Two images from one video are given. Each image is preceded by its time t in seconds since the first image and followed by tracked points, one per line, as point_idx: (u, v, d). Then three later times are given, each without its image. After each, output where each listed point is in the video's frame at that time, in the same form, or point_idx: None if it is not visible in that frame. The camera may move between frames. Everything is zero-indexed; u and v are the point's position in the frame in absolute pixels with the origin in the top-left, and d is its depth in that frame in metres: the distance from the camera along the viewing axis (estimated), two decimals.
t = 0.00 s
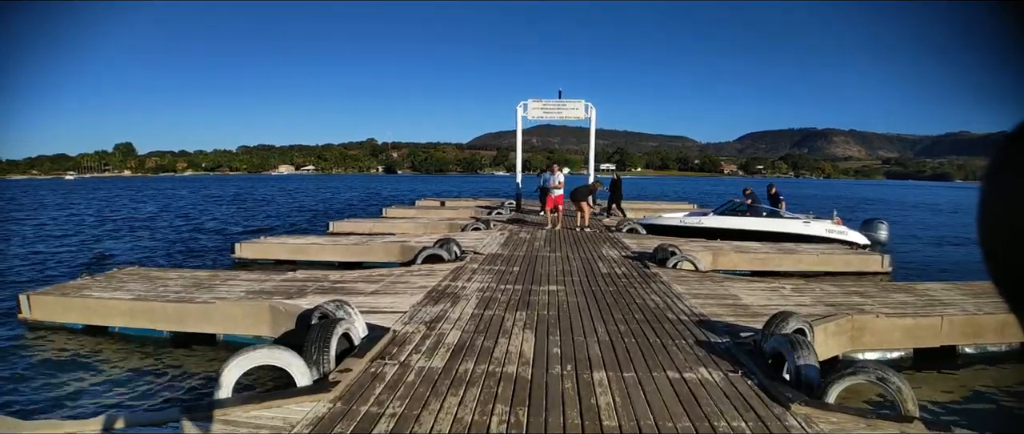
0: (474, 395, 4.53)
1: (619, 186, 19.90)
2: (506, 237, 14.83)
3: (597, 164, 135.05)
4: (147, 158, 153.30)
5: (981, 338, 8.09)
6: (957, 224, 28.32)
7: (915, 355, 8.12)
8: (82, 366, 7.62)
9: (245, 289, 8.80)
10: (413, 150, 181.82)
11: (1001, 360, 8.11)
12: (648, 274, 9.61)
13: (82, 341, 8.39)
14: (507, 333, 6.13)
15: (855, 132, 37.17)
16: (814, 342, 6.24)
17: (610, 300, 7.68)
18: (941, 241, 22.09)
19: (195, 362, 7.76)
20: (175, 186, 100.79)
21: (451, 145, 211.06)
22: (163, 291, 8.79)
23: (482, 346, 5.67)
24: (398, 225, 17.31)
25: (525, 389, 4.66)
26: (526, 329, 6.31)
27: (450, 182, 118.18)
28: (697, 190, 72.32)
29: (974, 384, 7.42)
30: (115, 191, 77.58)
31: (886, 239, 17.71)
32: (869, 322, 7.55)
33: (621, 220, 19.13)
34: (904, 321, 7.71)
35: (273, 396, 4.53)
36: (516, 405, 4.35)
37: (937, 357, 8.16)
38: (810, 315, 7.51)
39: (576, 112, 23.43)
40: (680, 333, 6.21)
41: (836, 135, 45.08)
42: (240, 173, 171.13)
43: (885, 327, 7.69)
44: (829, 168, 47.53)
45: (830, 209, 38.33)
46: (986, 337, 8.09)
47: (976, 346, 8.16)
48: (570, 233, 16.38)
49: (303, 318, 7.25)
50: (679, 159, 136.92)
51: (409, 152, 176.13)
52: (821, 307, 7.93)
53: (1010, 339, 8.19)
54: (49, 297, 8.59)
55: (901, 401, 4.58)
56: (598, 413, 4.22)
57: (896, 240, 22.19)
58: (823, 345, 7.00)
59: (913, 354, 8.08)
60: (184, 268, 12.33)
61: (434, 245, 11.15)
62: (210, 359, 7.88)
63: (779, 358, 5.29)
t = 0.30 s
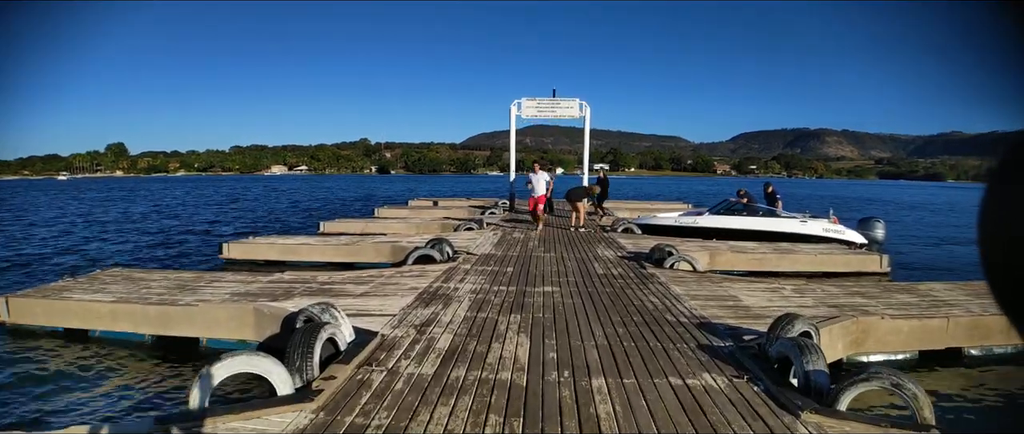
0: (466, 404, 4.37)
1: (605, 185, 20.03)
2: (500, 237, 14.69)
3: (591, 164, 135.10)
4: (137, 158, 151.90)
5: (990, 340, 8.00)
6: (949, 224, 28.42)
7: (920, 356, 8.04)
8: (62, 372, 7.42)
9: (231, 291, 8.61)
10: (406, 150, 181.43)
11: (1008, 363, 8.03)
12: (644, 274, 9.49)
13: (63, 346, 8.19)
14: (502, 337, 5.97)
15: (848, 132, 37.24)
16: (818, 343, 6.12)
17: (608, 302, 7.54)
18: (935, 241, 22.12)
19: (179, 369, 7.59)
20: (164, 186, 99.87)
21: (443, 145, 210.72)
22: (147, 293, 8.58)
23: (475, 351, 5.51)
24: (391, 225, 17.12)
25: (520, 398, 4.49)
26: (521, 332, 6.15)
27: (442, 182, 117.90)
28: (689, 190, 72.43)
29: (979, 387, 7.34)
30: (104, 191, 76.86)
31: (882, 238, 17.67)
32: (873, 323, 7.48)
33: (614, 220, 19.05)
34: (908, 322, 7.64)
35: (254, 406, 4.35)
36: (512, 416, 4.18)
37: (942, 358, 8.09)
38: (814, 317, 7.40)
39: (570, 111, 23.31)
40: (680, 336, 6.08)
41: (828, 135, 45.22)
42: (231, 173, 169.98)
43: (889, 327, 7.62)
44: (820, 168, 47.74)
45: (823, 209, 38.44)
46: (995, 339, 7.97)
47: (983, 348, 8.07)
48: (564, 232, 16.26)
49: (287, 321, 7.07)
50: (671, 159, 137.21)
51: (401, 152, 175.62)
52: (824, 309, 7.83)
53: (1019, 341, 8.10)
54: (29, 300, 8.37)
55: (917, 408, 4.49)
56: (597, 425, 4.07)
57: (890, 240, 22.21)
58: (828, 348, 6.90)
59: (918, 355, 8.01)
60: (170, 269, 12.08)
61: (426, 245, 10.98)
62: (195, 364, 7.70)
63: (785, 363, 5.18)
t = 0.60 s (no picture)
0: (435, 420, 4.17)
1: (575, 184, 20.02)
2: (476, 237, 14.51)
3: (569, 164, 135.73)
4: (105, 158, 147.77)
5: (973, 341, 8.07)
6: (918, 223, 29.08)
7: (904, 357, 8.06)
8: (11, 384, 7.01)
9: (193, 296, 8.27)
10: (384, 151, 179.97)
11: (990, 363, 8.12)
12: (622, 275, 9.37)
13: (12, 355, 7.75)
14: (474, 345, 5.77)
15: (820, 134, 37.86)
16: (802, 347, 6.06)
17: (587, 306, 7.39)
18: (905, 240, 22.59)
19: (137, 379, 7.24)
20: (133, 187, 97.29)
21: (422, 146, 209.57)
22: (104, 299, 8.18)
23: (446, 361, 5.31)
24: (364, 226, 16.81)
25: (492, 412, 4.30)
26: (494, 339, 5.96)
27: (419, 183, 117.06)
28: (665, 191, 72.99)
29: (964, 388, 7.38)
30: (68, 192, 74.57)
31: (857, 237, 17.91)
32: (860, 325, 7.45)
33: (591, 220, 18.99)
34: (894, 323, 7.64)
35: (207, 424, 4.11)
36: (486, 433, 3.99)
37: (927, 359, 8.13)
38: (798, 319, 7.35)
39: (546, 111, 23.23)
40: (661, 341, 5.95)
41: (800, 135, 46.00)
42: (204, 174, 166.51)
43: (876, 329, 7.60)
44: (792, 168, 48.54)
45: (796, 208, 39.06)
46: (978, 340, 8.06)
47: (966, 349, 8.15)
48: (541, 233, 16.15)
49: (247, 328, 6.78)
50: (649, 159, 138.48)
51: (379, 152, 174.12)
52: (807, 310, 7.80)
53: (1002, 342, 8.19)
54: None
55: (914, 416, 4.42)
56: None
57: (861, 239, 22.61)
58: (815, 351, 6.89)
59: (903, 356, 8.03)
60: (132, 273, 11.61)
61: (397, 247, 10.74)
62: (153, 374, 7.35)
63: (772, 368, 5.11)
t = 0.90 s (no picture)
0: (411, 430, 3.99)
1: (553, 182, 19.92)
2: (458, 236, 14.34)
3: (553, 164, 135.83)
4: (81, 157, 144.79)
5: (967, 340, 8.08)
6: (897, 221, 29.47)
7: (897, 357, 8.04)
8: None
9: (162, 298, 8.01)
10: (367, 150, 178.76)
11: (982, 362, 8.13)
12: (607, 275, 9.26)
13: None
14: (454, 348, 5.60)
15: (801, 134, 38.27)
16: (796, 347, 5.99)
17: (573, 306, 7.24)
18: (885, 238, 22.84)
19: (101, 383, 6.96)
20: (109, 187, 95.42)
21: (406, 146, 208.55)
22: (70, 301, 7.88)
23: (422, 366, 5.13)
24: (345, 225, 16.54)
25: (471, 421, 4.13)
26: (474, 342, 5.79)
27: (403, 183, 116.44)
28: (649, 190, 73.43)
29: (955, 389, 7.38)
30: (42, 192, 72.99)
31: (841, 235, 18.03)
32: (853, 325, 7.41)
33: (573, 219, 18.92)
34: (888, 323, 7.61)
35: None
36: None
37: (921, 359, 8.12)
38: (790, 320, 7.28)
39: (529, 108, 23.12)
40: (648, 343, 5.83)
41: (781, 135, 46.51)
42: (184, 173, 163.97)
43: (869, 330, 7.57)
44: (773, 167, 49.07)
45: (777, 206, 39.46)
46: (971, 339, 8.07)
47: (959, 348, 8.14)
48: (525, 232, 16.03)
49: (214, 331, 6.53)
50: (632, 159, 139.26)
51: (362, 152, 172.86)
52: (799, 310, 7.74)
53: (995, 341, 8.21)
54: None
55: (917, 422, 4.34)
56: None
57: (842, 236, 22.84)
58: (807, 352, 6.83)
59: (896, 357, 8.01)
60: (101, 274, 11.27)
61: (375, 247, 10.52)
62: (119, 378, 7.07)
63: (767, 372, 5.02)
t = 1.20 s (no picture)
0: None
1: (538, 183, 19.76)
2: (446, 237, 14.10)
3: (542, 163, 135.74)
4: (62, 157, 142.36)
5: (973, 345, 8.00)
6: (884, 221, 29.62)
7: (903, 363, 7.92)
8: None
9: (134, 304, 7.69)
10: (354, 150, 177.52)
11: (990, 367, 8.02)
12: (597, 277, 9.07)
13: None
14: (438, 360, 5.37)
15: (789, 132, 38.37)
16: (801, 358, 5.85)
17: (564, 313, 7.02)
18: (874, 237, 22.89)
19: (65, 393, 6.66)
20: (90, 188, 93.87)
21: (394, 145, 207.46)
22: (37, 308, 7.54)
23: (403, 381, 4.90)
24: (331, 226, 16.23)
25: None
26: (460, 353, 5.57)
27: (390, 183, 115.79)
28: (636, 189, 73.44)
29: (965, 395, 7.25)
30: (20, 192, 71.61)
31: (831, 235, 18.02)
32: (857, 331, 7.31)
33: (561, 220, 18.75)
34: (893, 328, 7.52)
35: None
36: None
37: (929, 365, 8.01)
38: (792, 325, 7.14)
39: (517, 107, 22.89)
40: (645, 353, 5.64)
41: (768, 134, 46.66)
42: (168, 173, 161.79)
43: (874, 335, 7.47)
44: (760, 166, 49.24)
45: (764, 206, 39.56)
46: (977, 344, 8.00)
47: (966, 354, 8.04)
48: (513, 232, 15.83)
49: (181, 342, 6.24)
50: (620, 158, 139.56)
51: (350, 151, 171.65)
52: (799, 315, 7.61)
53: (1001, 345, 8.14)
54: None
55: None
56: None
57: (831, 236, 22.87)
58: (813, 360, 6.71)
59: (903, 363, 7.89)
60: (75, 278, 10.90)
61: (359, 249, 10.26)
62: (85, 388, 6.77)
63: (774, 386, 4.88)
